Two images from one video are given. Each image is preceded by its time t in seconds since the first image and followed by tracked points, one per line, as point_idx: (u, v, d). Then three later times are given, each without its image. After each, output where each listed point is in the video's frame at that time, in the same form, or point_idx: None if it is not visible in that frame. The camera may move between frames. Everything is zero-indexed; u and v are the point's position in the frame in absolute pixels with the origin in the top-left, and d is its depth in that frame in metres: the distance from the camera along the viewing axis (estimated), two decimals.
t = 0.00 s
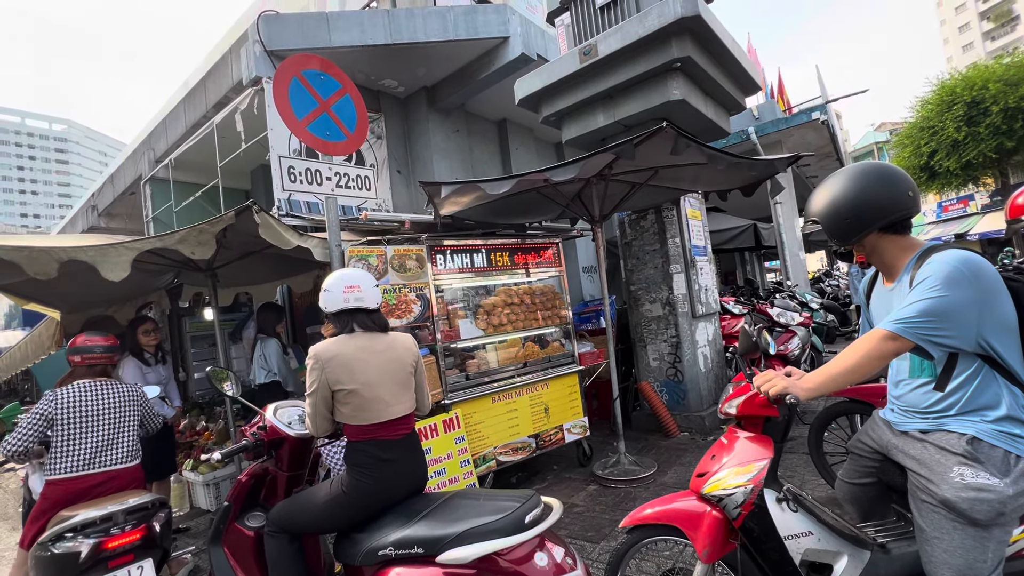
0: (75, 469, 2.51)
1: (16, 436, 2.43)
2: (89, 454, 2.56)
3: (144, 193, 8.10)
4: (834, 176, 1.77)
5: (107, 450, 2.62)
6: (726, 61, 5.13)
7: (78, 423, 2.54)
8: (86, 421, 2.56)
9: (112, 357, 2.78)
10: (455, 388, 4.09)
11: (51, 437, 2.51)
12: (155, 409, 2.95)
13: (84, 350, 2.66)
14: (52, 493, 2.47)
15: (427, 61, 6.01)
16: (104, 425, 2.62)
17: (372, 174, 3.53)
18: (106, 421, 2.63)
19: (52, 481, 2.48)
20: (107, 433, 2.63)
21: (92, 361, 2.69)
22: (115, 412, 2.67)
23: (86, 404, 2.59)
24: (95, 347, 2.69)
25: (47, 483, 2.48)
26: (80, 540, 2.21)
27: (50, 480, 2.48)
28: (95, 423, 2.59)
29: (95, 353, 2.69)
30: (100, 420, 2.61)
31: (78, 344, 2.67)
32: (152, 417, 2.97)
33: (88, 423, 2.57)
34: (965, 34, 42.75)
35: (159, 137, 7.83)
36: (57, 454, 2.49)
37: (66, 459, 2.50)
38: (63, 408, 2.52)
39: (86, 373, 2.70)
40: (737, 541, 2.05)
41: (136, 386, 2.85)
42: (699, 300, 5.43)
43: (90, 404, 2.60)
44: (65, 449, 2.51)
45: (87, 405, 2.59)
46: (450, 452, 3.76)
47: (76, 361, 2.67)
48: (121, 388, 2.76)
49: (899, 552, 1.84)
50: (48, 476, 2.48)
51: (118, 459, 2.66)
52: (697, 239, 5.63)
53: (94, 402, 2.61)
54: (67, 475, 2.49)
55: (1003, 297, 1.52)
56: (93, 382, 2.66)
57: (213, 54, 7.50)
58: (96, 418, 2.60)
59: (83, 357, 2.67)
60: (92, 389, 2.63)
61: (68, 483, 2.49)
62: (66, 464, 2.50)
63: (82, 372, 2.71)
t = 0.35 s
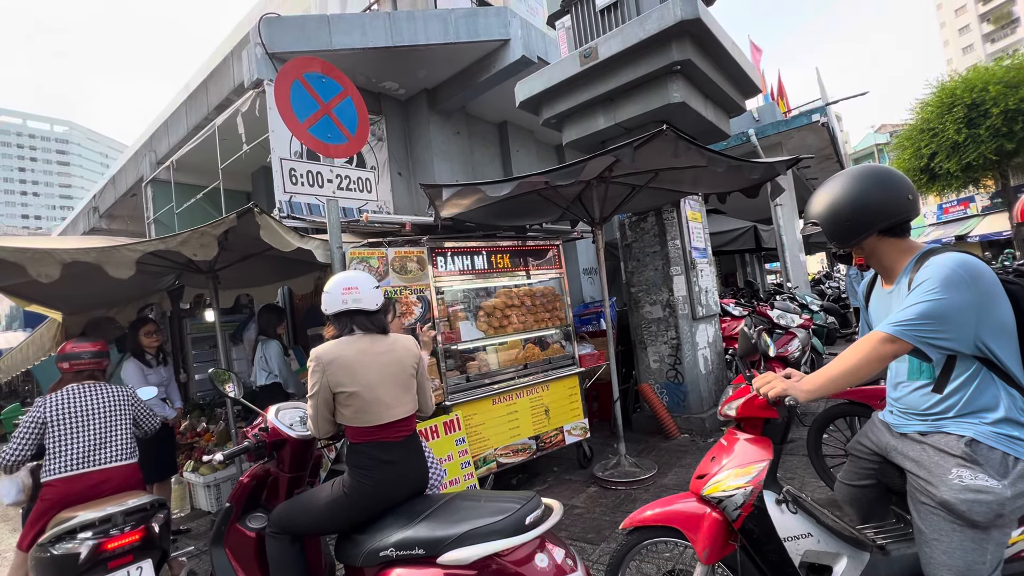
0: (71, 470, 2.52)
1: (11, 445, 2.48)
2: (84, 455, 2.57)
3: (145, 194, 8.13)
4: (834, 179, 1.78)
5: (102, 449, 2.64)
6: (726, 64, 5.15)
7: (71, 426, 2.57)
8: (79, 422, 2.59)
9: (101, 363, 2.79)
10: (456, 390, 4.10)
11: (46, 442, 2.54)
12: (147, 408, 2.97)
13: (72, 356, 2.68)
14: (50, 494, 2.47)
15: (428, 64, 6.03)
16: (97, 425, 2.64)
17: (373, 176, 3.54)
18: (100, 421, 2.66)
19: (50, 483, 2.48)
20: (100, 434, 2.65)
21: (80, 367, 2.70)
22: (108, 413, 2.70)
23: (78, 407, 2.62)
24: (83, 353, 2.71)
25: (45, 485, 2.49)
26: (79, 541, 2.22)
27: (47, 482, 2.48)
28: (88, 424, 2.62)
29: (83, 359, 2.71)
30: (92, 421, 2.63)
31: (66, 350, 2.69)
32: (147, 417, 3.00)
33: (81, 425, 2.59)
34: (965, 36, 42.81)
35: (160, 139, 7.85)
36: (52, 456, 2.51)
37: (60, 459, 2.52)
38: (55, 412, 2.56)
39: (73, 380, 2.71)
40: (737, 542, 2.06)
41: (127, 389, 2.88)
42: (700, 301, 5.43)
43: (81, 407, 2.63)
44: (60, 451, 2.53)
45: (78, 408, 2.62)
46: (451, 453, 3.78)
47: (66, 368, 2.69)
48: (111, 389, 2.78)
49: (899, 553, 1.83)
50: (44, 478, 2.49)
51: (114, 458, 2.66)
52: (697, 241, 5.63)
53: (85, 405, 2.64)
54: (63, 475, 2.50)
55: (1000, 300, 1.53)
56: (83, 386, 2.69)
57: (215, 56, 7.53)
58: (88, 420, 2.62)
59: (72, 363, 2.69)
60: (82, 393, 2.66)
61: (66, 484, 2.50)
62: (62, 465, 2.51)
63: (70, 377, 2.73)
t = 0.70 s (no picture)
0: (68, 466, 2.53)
1: (6, 445, 2.48)
2: (80, 452, 2.58)
3: (145, 195, 8.12)
4: (834, 181, 1.78)
5: (97, 446, 2.64)
6: (726, 66, 5.15)
7: (67, 424, 2.58)
8: (74, 421, 2.60)
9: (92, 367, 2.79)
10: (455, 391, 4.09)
11: (41, 441, 2.54)
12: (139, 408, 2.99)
13: (62, 362, 2.68)
14: (45, 490, 2.47)
15: (428, 65, 6.03)
16: (92, 424, 2.66)
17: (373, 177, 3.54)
18: (94, 420, 2.67)
19: (46, 479, 2.48)
20: (95, 431, 2.66)
21: (70, 372, 2.70)
22: (101, 411, 2.71)
23: (72, 406, 2.63)
24: (73, 359, 2.71)
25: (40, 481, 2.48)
26: (76, 535, 2.22)
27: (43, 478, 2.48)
28: (84, 422, 2.63)
29: (73, 364, 2.71)
30: (88, 419, 2.65)
31: (55, 356, 2.68)
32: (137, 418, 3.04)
33: (75, 423, 2.60)
34: (964, 38, 42.90)
35: (160, 140, 7.85)
36: (47, 454, 2.51)
37: (56, 457, 2.52)
38: (52, 410, 2.57)
39: (65, 384, 2.72)
40: (737, 543, 2.06)
41: (119, 389, 2.89)
42: (699, 303, 5.43)
43: (76, 406, 2.64)
44: (55, 448, 2.53)
45: (72, 407, 2.62)
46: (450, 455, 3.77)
47: (57, 374, 2.69)
48: (105, 390, 2.80)
49: (899, 555, 1.83)
50: (39, 475, 2.49)
51: (110, 454, 2.68)
52: (697, 242, 5.63)
53: (82, 403, 2.66)
54: (59, 472, 2.50)
55: (999, 301, 1.53)
56: (75, 388, 2.69)
57: (215, 57, 7.54)
58: (83, 418, 2.63)
59: (63, 368, 2.69)
60: (78, 392, 2.68)
61: (61, 480, 2.50)
62: (58, 462, 2.51)
63: (61, 382, 2.73)
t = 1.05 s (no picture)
0: (54, 464, 2.63)
1: None
2: (67, 451, 2.69)
3: (144, 197, 8.13)
4: (833, 183, 1.78)
5: (82, 446, 2.75)
6: (725, 68, 5.17)
7: (55, 424, 2.68)
8: (61, 421, 2.70)
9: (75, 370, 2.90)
10: (454, 393, 4.09)
11: (27, 439, 2.63)
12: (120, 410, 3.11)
13: (47, 365, 2.79)
14: (31, 487, 2.57)
15: (428, 67, 6.05)
16: (78, 424, 2.76)
17: (373, 179, 3.54)
18: (80, 420, 2.78)
19: (31, 476, 2.57)
20: (80, 432, 2.76)
21: (55, 375, 2.81)
22: (86, 412, 2.82)
23: (59, 407, 2.73)
24: (57, 362, 2.82)
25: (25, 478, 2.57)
26: (64, 524, 2.34)
27: (28, 475, 2.57)
28: (71, 422, 2.74)
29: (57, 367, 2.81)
30: (74, 419, 2.75)
31: (39, 360, 2.79)
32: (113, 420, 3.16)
33: (62, 423, 2.70)
34: (963, 40, 43.01)
35: (160, 141, 7.85)
36: (34, 452, 2.61)
37: (43, 455, 2.62)
38: (40, 410, 2.66)
39: (50, 386, 2.83)
40: (735, 545, 2.06)
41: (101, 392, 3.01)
42: (698, 305, 5.42)
43: (63, 406, 2.75)
44: (42, 447, 2.63)
45: (59, 408, 2.73)
46: (449, 457, 3.75)
47: (41, 376, 2.81)
48: (88, 394, 2.91)
49: (898, 557, 1.83)
50: (24, 472, 2.58)
51: (93, 453, 2.80)
52: (696, 244, 5.64)
53: (68, 404, 2.77)
54: (44, 470, 2.60)
55: (997, 303, 1.54)
56: (61, 390, 2.81)
57: (215, 59, 7.55)
58: (70, 419, 2.74)
59: (47, 371, 2.80)
60: (64, 394, 2.79)
61: (47, 477, 2.60)
62: (44, 460, 2.62)
63: (47, 384, 2.85)
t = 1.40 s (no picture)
0: (25, 459, 2.81)
1: None
2: (37, 447, 2.87)
3: (143, 198, 8.13)
4: (830, 186, 1.79)
5: (51, 444, 2.93)
6: (723, 71, 5.19)
7: (26, 421, 2.85)
8: (32, 419, 2.87)
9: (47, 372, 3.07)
10: (453, 394, 4.10)
11: None
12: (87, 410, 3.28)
13: (19, 368, 2.94)
14: None
15: (427, 69, 6.06)
16: (48, 421, 2.93)
17: (372, 181, 3.55)
18: (50, 419, 2.95)
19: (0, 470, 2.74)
20: (50, 431, 2.93)
21: (27, 378, 2.97)
22: (56, 410, 2.99)
23: (30, 406, 2.89)
24: (29, 365, 2.97)
25: None
26: (36, 507, 2.50)
27: None
28: (42, 419, 2.91)
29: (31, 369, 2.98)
30: (45, 416, 2.93)
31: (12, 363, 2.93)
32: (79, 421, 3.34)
33: (33, 421, 2.88)
34: (960, 44, 43.22)
35: (159, 142, 7.85)
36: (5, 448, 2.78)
37: (14, 453, 2.79)
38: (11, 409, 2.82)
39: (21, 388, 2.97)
40: (732, 548, 2.08)
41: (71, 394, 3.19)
42: (697, 307, 5.42)
43: (35, 405, 2.91)
44: (13, 443, 2.80)
45: (30, 407, 2.89)
46: (447, 458, 3.75)
47: (13, 379, 2.96)
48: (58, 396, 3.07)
49: (895, 559, 1.83)
50: None
51: (61, 451, 2.97)
52: (695, 247, 5.65)
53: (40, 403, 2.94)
54: (14, 467, 2.77)
55: (994, 306, 1.54)
56: (32, 393, 2.95)
57: (214, 61, 7.56)
58: (41, 417, 2.91)
59: (19, 374, 2.95)
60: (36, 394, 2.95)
61: (17, 472, 2.78)
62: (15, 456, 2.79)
63: (19, 388, 3.00)
